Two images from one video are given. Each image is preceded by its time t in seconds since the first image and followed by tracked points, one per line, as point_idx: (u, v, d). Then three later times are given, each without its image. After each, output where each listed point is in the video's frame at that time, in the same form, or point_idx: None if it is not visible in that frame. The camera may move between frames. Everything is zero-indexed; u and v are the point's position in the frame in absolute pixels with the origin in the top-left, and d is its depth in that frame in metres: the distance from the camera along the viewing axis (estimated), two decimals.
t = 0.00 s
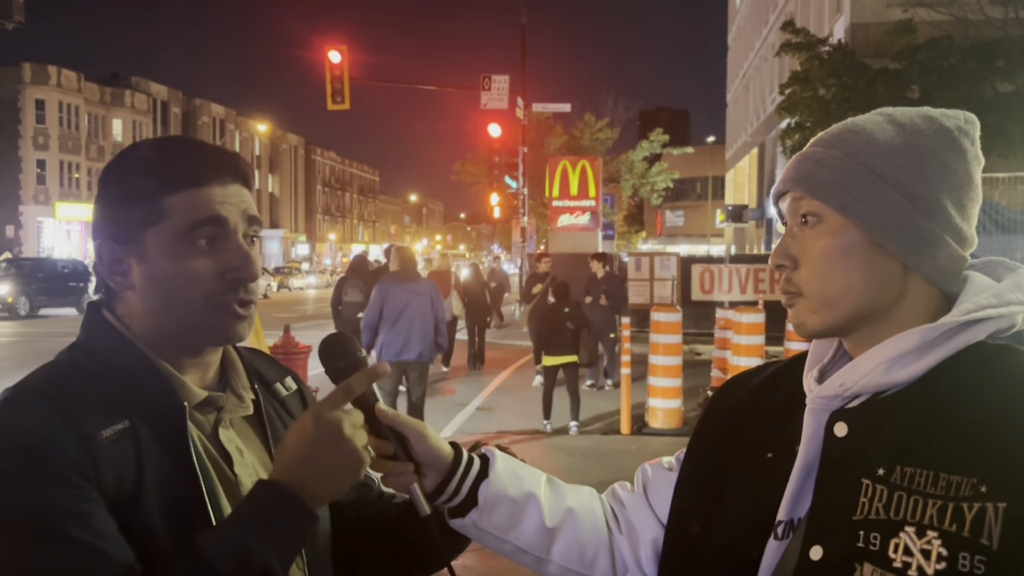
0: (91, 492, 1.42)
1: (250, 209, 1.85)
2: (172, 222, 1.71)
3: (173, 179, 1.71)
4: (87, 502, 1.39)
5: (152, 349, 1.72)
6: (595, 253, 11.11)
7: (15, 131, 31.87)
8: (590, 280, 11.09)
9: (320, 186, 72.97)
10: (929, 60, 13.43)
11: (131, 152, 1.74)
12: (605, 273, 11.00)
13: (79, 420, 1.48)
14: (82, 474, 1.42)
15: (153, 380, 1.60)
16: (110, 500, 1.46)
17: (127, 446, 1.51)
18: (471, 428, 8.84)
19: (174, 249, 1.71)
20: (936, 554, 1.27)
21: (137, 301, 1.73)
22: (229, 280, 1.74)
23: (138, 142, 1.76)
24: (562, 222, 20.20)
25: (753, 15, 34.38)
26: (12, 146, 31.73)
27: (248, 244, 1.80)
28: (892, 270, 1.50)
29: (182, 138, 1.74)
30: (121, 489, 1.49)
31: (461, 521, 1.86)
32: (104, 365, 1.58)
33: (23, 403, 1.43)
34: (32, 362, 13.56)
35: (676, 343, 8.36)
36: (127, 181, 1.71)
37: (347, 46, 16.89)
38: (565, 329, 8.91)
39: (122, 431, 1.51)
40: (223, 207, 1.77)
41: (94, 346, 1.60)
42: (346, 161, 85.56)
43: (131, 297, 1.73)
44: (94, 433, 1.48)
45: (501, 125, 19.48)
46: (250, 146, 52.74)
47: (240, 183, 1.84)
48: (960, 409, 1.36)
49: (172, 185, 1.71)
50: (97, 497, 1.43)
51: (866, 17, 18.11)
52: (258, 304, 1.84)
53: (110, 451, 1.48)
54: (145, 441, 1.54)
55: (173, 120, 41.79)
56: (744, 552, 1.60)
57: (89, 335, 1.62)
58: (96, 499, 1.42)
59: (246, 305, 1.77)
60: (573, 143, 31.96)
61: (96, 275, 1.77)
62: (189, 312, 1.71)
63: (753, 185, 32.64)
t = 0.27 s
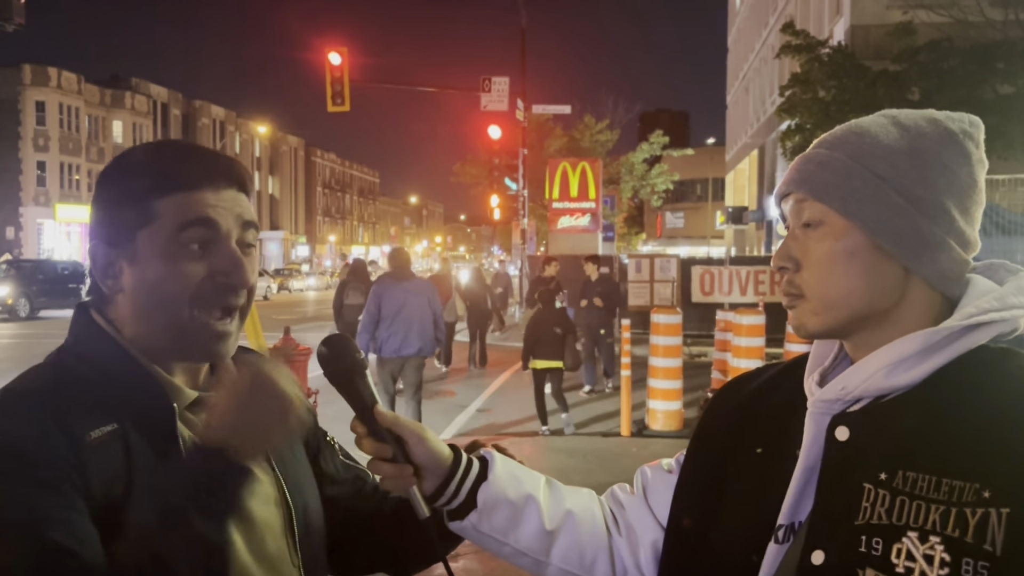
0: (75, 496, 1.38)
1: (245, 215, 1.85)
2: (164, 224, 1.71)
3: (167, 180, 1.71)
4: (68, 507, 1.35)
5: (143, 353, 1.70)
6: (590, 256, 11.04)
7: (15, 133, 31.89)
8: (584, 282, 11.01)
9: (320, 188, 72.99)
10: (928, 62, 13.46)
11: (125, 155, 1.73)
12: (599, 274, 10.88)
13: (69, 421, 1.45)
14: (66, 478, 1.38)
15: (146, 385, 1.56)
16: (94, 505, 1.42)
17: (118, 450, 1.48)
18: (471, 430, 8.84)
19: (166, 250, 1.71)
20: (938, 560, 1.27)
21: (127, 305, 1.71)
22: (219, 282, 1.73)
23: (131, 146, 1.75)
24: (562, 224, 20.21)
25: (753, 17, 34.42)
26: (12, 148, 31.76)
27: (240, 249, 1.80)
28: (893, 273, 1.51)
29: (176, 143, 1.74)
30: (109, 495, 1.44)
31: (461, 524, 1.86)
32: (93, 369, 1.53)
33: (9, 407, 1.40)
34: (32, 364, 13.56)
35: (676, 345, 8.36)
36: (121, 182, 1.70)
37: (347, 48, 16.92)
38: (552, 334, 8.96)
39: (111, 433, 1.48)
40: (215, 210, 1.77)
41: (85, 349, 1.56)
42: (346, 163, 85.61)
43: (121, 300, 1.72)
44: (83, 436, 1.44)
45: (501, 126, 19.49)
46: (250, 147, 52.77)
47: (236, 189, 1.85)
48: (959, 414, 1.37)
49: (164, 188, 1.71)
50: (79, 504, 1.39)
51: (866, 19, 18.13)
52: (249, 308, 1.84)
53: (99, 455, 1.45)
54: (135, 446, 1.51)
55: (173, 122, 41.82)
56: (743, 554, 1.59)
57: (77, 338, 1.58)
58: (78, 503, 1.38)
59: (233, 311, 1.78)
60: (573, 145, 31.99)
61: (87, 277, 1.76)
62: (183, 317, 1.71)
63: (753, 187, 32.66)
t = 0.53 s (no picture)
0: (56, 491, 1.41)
1: (249, 230, 1.84)
2: (166, 241, 1.72)
3: (169, 196, 1.73)
4: (46, 500, 1.37)
5: (141, 363, 1.73)
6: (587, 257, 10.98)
7: (15, 135, 31.89)
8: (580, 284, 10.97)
9: (321, 189, 73.01)
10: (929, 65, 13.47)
11: (128, 170, 1.75)
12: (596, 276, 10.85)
13: (56, 419, 1.48)
14: (49, 472, 1.41)
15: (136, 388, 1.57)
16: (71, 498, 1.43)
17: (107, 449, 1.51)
18: (471, 432, 8.84)
19: (166, 267, 1.71)
20: (942, 564, 1.27)
21: (129, 318, 1.72)
22: (221, 303, 1.72)
23: (136, 159, 1.77)
24: (562, 226, 20.20)
25: (753, 19, 34.45)
26: (13, 150, 31.76)
27: (244, 266, 1.79)
28: (897, 278, 1.51)
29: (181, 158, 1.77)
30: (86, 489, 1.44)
31: (463, 529, 1.86)
32: (86, 372, 1.57)
33: (2, 407, 1.43)
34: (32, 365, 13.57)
35: (676, 347, 8.35)
36: (124, 196, 1.72)
37: (347, 50, 16.93)
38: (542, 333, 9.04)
39: (99, 433, 1.50)
40: (218, 228, 1.77)
41: (77, 350, 1.59)
42: (346, 165, 85.62)
43: (123, 313, 1.73)
44: (72, 430, 1.48)
45: (501, 128, 19.50)
46: (250, 149, 52.79)
47: (244, 206, 1.86)
48: (960, 419, 1.36)
49: (168, 203, 1.73)
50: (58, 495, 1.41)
51: (866, 21, 18.14)
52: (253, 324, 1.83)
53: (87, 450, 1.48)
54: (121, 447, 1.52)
55: (173, 124, 41.82)
56: (745, 558, 1.59)
57: (71, 341, 1.61)
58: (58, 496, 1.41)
59: (241, 330, 1.75)
60: (573, 147, 31.99)
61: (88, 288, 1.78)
62: (182, 332, 1.71)
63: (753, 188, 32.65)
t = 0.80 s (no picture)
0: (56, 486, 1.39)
1: (253, 232, 1.84)
2: (169, 243, 1.71)
3: (171, 198, 1.72)
4: (44, 492, 1.36)
5: (144, 362, 1.72)
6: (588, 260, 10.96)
7: (15, 136, 31.91)
8: (580, 288, 10.89)
9: (321, 191, 73.06)
10: (929, 67, 13.48)
11: (133, 171, 1.75)
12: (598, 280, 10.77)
13: (58, 416, 1.47)
14: (50, 467, 1.40)
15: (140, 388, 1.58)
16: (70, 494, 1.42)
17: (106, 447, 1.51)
18: (471, 433, 8.84)
19: (170, 269, 1.71)
20: (944, 566, 1.27)
21: (131, 317, 1.72)
22: (222, 302, 1.72)
23: (140, 159, 1.76)
24: (562, 228, 20.16)
25: (754, 21, 34.47)
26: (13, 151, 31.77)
27: (246, 267, 1.79)
28: (900, 280, 1.50)
29: (185, 159, 1.76)
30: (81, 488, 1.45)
31: (465, 532, 1.86)
32: (88, 370, 1.57)
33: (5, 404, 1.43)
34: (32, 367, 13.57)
35: (676, 349, 8.34)
36: (127, 197, 1.72)
37: (348, 52, 16.94)
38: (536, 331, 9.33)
39: (100, 429, 1.50)
40: (223, 230, 1.77)
41: (82, 349, 1.60)
42: (346, 167, 85.67)
43: (125, 313, 1.73)
44: (73, 426, 1.48)
45: (501, 130, 19.50)
46: (250, 151, 52.78)
47: (246, 206, 1.86)
48: (960, 420, 1.36)
49: (170, 204, 1.72)
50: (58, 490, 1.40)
51: (866, 24, 18.15)
52: (254, 325, 1.82)
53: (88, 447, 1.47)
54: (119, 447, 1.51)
55: (174, 126, 41.82)
56: (746, 560, 1.59)
57: (75, 339, 1.61)
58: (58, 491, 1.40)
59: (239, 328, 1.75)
60: (573, 149, 31.98)
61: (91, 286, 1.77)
62: (184, 331, 1.71)
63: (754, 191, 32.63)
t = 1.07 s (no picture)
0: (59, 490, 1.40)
1: (257, 234, 1.84)
2: (176, 246, 1.71)
3: (176, 199, 1.71)
4: (48, 497, 1.36)
5: (149, 364, 1.72)
6: (595, 261, 10.81)
7: (16, 138, 31.93)
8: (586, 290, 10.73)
9: (321, 193, 73.10)
10: (930, 68, 13.48)
11: (140, 172, 1.74)
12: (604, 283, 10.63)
13: (65, 420, 1.48)
14: (53, 472, 1.41)
15: (144, 393, 1.59)
16: (74, 498, 1.44)
17: (111, 451, 1.51)
18: (471, 435, 8.83)
19: (178, 273, 1.71)
20: (947, 568, 1.27)
21: (137, 318, 1.72)
22: (229, 303, 1.72)
23: (148, 161, 1.76)
24: (562, 230, 20.14)
25: (754, 23, 34.51)
26: (13, 153, 31.79)
27: (252, 269, 1.79)
28: (904, 284, 1.50)
29: (192, 162, 1.76)
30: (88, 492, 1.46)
31: (469, 534, 1.86)
32: (95, 372, 1.58)
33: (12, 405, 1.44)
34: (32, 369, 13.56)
35: (676, 351, 8.33)
36: (134, 199, 1.72)
37: (348, 54, 16.95)
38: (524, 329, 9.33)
39: (105, 432, 1.51)
40: (228, 232, 1.77)
41: (90, 352, 1.60)
42: (347, 169, 85.71)
43: (132, 314, 1.73)
44: (78, 430, 1.48)
45: (502, 132, 19.51)
46: (251, 153, 52.81)
47: (251, 209, 1.85)
48: (961, 424, 1.36)
49: (176, 206, 1.72)
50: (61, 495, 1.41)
51: (866, 25, 18.16)
52: (259, 327, 1.82)
53: (91, 450, 1.48)
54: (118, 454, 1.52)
55: (174, 128, 41.85)
56: (749, 561, 1.59)
57: (82, 342, 1.62)
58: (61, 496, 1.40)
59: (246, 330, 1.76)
60: (573, 151, 32.01)
61: (99, 286, 1.77)
62: (189, 333, 1.70)
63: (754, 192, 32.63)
